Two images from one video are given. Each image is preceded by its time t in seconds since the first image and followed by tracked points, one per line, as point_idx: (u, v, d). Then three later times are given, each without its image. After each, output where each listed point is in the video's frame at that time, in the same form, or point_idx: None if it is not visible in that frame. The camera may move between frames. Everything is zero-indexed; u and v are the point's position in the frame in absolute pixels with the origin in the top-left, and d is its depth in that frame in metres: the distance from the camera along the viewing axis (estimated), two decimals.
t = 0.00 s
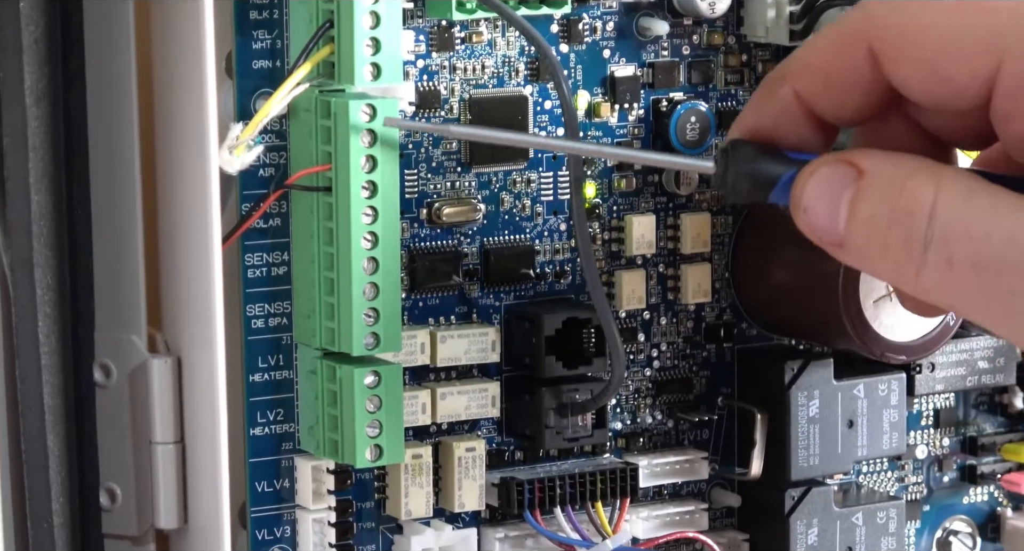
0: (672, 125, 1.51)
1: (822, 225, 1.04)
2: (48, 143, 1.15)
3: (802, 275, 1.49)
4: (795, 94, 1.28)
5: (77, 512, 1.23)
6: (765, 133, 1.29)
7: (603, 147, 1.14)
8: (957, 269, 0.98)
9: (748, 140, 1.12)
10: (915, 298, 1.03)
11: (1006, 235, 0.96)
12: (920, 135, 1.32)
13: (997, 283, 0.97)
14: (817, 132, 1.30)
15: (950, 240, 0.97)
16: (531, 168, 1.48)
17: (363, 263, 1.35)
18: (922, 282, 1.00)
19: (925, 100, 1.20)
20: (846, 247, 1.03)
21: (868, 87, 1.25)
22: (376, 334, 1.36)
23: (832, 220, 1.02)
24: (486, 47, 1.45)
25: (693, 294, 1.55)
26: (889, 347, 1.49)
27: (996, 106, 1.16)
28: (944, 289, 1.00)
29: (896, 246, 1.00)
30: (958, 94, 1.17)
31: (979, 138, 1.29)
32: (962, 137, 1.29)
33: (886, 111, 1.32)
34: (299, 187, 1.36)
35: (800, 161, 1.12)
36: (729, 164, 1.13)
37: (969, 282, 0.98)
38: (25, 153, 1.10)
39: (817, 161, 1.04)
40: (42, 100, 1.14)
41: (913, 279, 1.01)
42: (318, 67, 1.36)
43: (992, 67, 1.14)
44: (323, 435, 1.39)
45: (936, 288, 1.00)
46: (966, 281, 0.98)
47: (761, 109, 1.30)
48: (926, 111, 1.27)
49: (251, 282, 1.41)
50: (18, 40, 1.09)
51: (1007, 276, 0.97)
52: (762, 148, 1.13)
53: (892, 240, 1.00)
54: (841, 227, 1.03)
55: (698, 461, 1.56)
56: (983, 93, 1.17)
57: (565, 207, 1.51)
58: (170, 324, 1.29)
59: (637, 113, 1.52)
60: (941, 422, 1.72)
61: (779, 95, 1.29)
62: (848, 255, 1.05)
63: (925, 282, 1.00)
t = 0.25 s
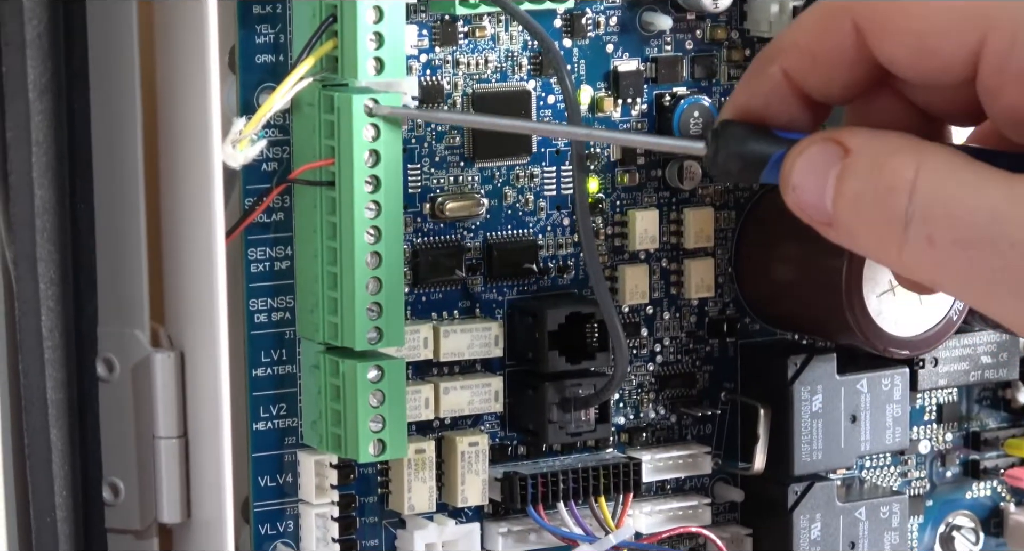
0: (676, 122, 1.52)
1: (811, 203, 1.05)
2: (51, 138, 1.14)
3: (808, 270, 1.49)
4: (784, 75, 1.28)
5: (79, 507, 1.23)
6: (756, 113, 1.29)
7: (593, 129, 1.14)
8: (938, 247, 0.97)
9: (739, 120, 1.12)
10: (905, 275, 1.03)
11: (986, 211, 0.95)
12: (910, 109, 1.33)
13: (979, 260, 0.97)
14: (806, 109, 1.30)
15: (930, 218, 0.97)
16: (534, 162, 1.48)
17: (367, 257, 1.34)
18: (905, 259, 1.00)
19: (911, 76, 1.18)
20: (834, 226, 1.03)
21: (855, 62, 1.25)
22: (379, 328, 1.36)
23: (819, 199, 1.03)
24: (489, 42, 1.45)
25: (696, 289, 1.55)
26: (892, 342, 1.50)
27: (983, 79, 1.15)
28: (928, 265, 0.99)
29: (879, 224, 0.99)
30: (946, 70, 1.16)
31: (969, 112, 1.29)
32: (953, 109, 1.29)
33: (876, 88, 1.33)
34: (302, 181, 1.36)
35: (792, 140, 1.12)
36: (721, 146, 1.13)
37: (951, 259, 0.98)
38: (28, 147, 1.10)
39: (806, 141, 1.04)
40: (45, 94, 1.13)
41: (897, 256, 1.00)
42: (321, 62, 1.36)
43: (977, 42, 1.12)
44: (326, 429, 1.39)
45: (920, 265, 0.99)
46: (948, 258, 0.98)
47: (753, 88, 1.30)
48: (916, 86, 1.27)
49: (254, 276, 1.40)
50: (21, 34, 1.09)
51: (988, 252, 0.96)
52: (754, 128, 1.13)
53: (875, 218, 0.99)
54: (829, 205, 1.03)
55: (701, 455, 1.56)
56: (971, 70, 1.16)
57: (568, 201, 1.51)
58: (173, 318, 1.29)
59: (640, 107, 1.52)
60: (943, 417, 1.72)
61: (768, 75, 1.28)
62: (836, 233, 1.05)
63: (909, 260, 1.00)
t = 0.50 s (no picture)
0: (679, 118, 1.52)
1: (820, 214, 0.99)
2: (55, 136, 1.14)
3: (813, 269, 1.49)
4: (794, 84, 1.22)
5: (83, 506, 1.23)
6: (764, 123, 1.23)
7: (607, 139, 1.11)
8: (945, 262, 0.93)
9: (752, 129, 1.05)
10: (913, 285, 0.98)
11: (997, 226, 0.90)
12: (922, 121, 1.27)
13: (988, 277, 0.92)
14: (817, 119, 1.24)
15: (938, 233, 0.92)
16: (537, 159, 1.48)
17: (370, 255, 1.34)
18: (913, 272, 0.95)
19: (922, 87, 1.14)
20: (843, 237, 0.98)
21: (866, 75, 1.19)
22: (382, 326, 1.36)
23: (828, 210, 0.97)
24: (492, 39, 1.45)
25: (699, 286, 1.55)
26: (895, 338, 1.50)
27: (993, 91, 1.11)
28: (935, 279, 0.95)
29: (890, 236, 0.94)
30: (956, 81, 1.11)
31: (980, 124, 1.23)
32: (964, 121, 1.23)
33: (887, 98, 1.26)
34: (306, 178, 1.36)
35: (803, 148, 1.06)
36: (731, 153, 1.06)
37: (960, 274, 0.93)
38: (32, 144, 1.10)
39: (816, 150, 0.98)
40: (48, 93, 1.13)
41: (904, 268, 0.96)
42: (325, 59, 1.36)
43: (988, 55, 1.08)
44: (329, 426, 1.39)
45: (928, 279, 0.95)
46: (956, 274, 0.93)
47: (760, 99, 1.24)
48: (928, 98, 1.21)
49: (257, 274, 1.40)
50: (24, 32, 1.09)
51: (998, 269, 0.91)
52: (764, 137, 1.06)
53: (883, 231, 0.94)
54: (839, 217, 0.98)
55: (704, 452, 1.56)
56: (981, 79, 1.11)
57: (571, 198, 1.51)
58: (176, 316, 1.28)
59: (643, 104, 1.52)
60: (947, 413, 1.72)
61: (778, 85, 1.22)
62: (845, 245, 0.99)
63: (916, 273, 0.95)
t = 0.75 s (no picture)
0: (680, 118, 1.53)
1: (834, 238, 1.04)
2: (58, 138, 1.14)
3: (813, 270, 1.49)
4: (804, 111, 1.27)
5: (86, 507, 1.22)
6: (776, 149, 1.29)
7: (616, 173, 1.15)
8: (959, 285, 0.95)
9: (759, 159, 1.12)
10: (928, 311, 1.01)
11: (1010, 249, 0.93)
12: (933, 143, 1.32)
13: (1001, 299, 0.94)
14: (827, 145, 1.29)
15: (951, 256, 0.94)
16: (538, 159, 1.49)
17: (372, 256, 1.34)
18: (926, 296, 0.98)
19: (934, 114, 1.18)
20: (858, 261, 1.01)
21: (876, 100, 1.23)
22: (385, 326, 1.36)
23: (841, 235, 1.01)
24: (493, 39, 1.45)
25: (700, 285, 1.56)
26: (897, 338, 1.48)
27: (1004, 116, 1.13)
28: (950, 303, 0.97)
29: (903, 262, 0.97)
30: (967, 105, 1.14)
31: (991, 145, 1.28)
32: (975, 143, 1.28)
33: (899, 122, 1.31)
34: (307, 179, 1.36)
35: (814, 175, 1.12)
36: (741, 182, 1.13)
37: (973, 297, 0.95)
38: (33, 146, 1.10)
39: (826, 177, 1.04)
40: (50, 94, 1.13)
41: (920, 294, 0.98)
42: (326, 60, 1.36)
43: (1002, 77, 1.10)
44: (332, 427, 1.39)
45: (942, 303, 0.97)
46: (969, 297, 0.96)
47: (773, 125, 1.29)
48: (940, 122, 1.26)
49: (260, 274, 1.41)
50: (26, 34, 1.09)
51: (1010, 291, 0.94)
52: (774, 166, 1.13)
53: (896, 255, 0.97)
54: (851, 240, 1.02)
55: (707, 451, 1.56)
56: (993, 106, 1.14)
57: (572, 198, 1.51)
58: (179, 317, 1.28)
59: (644, 104, 1.53)
60: (949, 412, 1.72)
61: (788, 111, 1.28)
62: (860, 270, 1.03)
63: (931, 298, 0.98)
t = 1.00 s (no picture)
0: (683, 117, 1.53)
1: (837, 252, 1.07)
2: (61, 137, 1.13)
3: (815, 268, 1.49)
4: (807, 126, 1.30)
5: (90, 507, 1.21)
6: (781, 163, 1.31)
7: (620, 186, 1.17)
8: (961, 300, 0.99)
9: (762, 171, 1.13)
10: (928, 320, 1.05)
11: (1009, 264, 0.96)
12: (934, 155, 1.35)
13: (1000, 313, 0.98)
14: (829, 158, 1.32)
15: (953, 270, 0.98)
16: (542, 158, 1.49)
17: (375, 254, 1.35)
18: (929, 309, 1.02)
19: (935, 126, 1.23)
20: (860, 274, 1.05)
21: (877, 116, 1.28)
22: (388, 325, 1.36)
23: (843, 249, 1.05)
24: (496, 38, 1.45)
25: (704, 284, 1.56)
26: (902, 337, 1.47)
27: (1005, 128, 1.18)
28: (952, 316, 1.00)
29: (904, 276, 1.01)
30: (967, 118, 1.19)
31: (992, 157, 1.31)
32: (977, 156, 1.31)
33: (901, 136, 1.35)
34: (311, 178, 1.36)
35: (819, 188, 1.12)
36: (745, 195, 1.14)
37: (974, 311, 0.99)
38: (37, 145, 1.09)
39: (829, 191, 1.06)
40: (54, 92, 1.12)
41: (922, 306, 1.02)
42: (330, 59, 1.37)
43: (1001, 92, 1.16)
44: (335, 425, 1.40)
45: (943, 315, 1.01)
46: (970, 310, 0.99)
47: (776, 139, 1.32)
48: (942, 136, 1.30)
49: (263, 273, 1.41)
50: (30, 32, 1.08)
51: (1011, 305, 0.97)
52: (776, 177, 1.14)
53: (897, 269, 1.01)
54: (854, 253, 1.05)
55: (709, 450, 1.56)
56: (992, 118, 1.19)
57: (575, 196, 1.51)
58: (183, 315, 1.28)
59: (647, 103, 1.53)
60: (952, 410, 1.72)
61: (791, 126, 1.31)
62: (862, 282, 1.06)
63: (934, 311, 1.01)
